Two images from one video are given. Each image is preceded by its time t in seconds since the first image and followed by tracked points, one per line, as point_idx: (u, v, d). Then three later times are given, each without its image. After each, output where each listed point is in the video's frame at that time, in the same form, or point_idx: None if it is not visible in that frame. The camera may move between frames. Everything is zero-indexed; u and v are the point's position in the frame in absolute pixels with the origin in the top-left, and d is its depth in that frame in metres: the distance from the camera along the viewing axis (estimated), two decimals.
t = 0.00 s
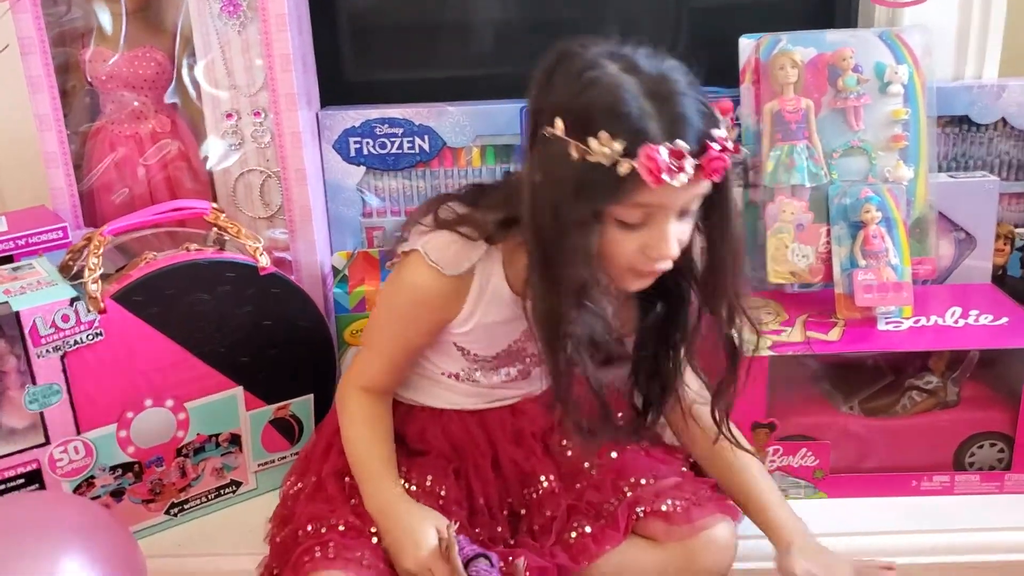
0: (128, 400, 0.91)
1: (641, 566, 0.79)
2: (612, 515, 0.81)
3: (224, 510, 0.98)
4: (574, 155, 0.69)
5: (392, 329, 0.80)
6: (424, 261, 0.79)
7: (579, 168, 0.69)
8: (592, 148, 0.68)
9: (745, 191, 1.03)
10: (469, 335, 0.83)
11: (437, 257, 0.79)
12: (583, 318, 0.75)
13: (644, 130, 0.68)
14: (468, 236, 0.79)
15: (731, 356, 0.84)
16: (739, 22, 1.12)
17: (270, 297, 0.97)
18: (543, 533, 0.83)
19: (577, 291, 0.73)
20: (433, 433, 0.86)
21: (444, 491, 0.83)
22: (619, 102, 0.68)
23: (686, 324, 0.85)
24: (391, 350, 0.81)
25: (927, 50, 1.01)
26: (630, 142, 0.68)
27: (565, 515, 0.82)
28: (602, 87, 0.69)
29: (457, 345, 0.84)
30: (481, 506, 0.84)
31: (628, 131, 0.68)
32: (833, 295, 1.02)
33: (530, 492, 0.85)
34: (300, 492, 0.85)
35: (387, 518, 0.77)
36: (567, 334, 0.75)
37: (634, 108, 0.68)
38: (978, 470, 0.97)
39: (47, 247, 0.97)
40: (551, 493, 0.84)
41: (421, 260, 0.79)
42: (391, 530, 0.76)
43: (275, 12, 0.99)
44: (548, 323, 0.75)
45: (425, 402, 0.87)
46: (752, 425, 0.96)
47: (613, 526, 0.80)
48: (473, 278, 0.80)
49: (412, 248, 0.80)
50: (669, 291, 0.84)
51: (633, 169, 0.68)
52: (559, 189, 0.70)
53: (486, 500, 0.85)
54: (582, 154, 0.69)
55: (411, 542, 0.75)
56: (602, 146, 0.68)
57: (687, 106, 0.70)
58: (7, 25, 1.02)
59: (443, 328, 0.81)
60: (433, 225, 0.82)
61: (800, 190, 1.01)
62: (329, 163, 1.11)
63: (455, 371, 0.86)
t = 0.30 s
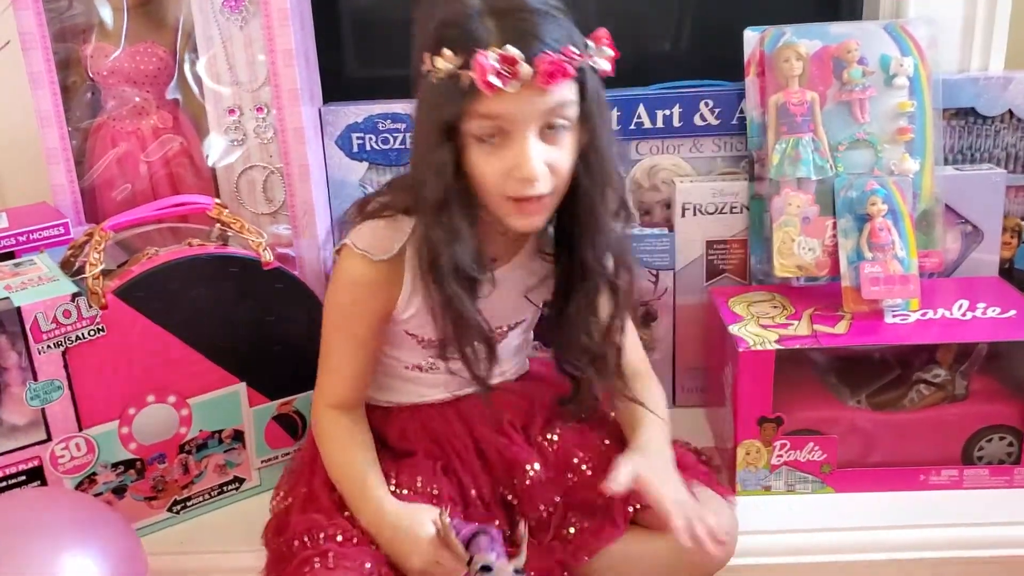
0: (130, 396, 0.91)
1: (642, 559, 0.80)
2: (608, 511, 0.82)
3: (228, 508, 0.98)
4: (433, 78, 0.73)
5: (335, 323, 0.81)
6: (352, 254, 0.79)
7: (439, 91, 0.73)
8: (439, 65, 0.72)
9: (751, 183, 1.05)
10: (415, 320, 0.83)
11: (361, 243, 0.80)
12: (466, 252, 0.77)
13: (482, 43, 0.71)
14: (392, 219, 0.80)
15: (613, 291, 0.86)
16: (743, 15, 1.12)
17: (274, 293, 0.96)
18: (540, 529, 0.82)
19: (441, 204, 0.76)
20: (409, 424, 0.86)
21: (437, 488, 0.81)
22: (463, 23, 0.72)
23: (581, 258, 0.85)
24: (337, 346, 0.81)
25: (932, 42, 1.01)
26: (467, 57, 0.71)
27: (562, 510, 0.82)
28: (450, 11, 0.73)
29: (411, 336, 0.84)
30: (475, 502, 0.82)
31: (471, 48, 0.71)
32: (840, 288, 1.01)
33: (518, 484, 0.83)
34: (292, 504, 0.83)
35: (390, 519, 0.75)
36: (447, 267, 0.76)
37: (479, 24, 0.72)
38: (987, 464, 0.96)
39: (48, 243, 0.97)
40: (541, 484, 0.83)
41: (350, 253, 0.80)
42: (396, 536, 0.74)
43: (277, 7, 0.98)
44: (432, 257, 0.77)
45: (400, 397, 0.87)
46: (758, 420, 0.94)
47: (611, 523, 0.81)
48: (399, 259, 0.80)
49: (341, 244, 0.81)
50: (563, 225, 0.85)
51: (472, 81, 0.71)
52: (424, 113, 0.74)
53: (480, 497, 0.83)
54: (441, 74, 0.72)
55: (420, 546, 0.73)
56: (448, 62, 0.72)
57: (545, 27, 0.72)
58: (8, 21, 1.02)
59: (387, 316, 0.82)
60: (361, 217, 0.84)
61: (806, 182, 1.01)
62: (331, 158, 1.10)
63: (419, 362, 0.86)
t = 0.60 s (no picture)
0: (141, 399, 0.91)
1: (652, 558, 0.81)
2: (614, 510, 0.83)
3: (238, 508, 0.98)
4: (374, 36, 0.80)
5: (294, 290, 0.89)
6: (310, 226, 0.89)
7: (371, 53, 0.81)
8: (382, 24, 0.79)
9: (757, 183, 1.05)
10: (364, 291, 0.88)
11: (320, 215, 0.89)
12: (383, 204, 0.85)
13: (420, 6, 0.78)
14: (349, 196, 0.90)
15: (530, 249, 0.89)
16: (749, 15, 1.12)
17: (281, 295, 0.97)
18: (546, 528, 0.83)
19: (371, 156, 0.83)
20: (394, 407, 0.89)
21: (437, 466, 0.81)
22: None
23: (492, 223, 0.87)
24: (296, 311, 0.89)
25: (938, 41, 1.01)
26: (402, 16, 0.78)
27: (567, 509, 0.83)
28: None
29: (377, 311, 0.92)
30: (480, 495, 0.82)
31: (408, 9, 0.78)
32: (847, 288, 1.01)
33: (518, 481, 0.84)
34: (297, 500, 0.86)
35: (376, 422, 0.78)
36: (366, 223, 0.85)
37: None
38: (993, 462, 0.97)
39: (58, 247, 0.97)
40: (539, 479, 0.84)
41: (310, 224, 0.89)
42: (384, 428, 0.78)
43: (283, 9, 0.99)
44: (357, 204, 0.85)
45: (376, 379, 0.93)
46: (766, 419, 0.94)
47: (617, 521, 0.82)
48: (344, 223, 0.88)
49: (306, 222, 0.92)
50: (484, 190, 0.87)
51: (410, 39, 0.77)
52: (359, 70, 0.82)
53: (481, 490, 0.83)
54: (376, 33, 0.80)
55: (406, 417, 0.77)
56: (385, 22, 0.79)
57: None
58: (15, 24, 1.02)
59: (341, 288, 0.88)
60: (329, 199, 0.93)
61: (811, 182, 1.01)
62: (337, 160, 1.09)
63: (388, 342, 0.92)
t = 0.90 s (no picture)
0: (161, 405, 0.92)
1: (664, 553, 0.82)
2: (629, 504, 0.83)
3: (256, 513, 0.99)
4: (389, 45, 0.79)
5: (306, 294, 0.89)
6: (314, 229, 0.89)
7: (383, 59, 0.80)
8: (403, 35, 0.78)
9: (769, 190, 1.06)
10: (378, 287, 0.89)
11: (321, 218, 0.89)
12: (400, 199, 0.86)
13: (448, 22, 0.78)
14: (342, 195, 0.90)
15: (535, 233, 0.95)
16: (761, 23, 1.13)
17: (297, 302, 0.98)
18: (562, 523, 0.84)
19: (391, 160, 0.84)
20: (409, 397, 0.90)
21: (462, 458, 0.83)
22: None
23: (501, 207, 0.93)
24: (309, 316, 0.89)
25: (950, 49, 1.02)
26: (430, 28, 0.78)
27: (582, 505, 0.84)
28: None
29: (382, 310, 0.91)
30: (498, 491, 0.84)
31: (435, 21, 0.78)
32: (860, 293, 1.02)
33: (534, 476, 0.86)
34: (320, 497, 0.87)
35: (423, 409, 0.81)
36: (386, 215, 0.86)
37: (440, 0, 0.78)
38: (1008, 467, 0.97)
39: (78, 255, 0.98)
40: (555, 473, 0.86)
41: (312, 228, 0.89)
42: (430, 415, 0.80)
43: (301, 20, 1.00)
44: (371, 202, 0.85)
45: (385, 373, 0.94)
46: (780, 423, 0.95)
47: (632, 515, 0.82)
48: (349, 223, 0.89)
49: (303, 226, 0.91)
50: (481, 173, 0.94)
51: (439, 53, 0.78)
52: (371, 76, 0.81)
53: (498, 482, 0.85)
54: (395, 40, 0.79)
55: (451, 400, 0.80)
56: (411, 34, 0.78)
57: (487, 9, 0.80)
58: (37, 36, 1.04)
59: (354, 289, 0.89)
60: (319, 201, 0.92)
61: (824, 188, 1.02)
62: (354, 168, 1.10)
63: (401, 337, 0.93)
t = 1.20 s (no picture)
0: (166, 410, 0.92)
1: (665, 549, 0.82)
2: (630, 503, 0.83)
3: (261, 518, 0.99)
4: (415, 48, 0.78)
5: (307, 300, 0.88)
6: (311, 233, 0.88)
7: (407, 65, 0.79)
8: (433, 39, 0.77)
9: (773, 193, 1.06)
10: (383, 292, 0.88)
11: (318, 221, 0.88)
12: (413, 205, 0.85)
13: (475, 29, 0.78)
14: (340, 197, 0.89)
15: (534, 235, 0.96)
16: (763, 26, 1.13)
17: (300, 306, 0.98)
18: (564, 522, 0.84)
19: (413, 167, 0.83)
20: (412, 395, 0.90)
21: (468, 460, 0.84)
22: (449, 5, 0.78)
23: (498, 210, 0.94)
24: (309, 321, 0.88)
25: (952, 51, 1.02)
26: (460, 36, 0.77)
27: (585, 504, 0.84)
28: None
29: (381, 312, 0.91)
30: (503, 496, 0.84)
31: (463, 27, 0.78)
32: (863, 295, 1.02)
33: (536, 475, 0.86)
34: (325, 500, 0.87)
35: (438, 410, 0.80)
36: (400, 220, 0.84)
37: (467, 8, 0.78)
38: (1011, 469, 0.97)
39: (81, 260, 0.98)
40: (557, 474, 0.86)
41: (310, 232, 0.88)
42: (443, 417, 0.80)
43: (304, 25, 1.00)
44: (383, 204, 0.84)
45: (379, 374, 0.95)
46: (784, 426, 0.95)
47: (634, 514, 0.82)
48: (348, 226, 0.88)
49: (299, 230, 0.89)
50: (478, 176, 0.94)
51: (467, 59, 0.77)
52: (393, 82, 0.80)
53: (502, 481, 0.86)
54: (422, 47, 0.78)
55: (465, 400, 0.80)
56: (441, 39, 0.77)
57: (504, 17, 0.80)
58: (40, 41, 1.04)
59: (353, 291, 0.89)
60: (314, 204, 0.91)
61: (827, 191, 1.02)
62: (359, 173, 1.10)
63: (400, 339, 0.93)
